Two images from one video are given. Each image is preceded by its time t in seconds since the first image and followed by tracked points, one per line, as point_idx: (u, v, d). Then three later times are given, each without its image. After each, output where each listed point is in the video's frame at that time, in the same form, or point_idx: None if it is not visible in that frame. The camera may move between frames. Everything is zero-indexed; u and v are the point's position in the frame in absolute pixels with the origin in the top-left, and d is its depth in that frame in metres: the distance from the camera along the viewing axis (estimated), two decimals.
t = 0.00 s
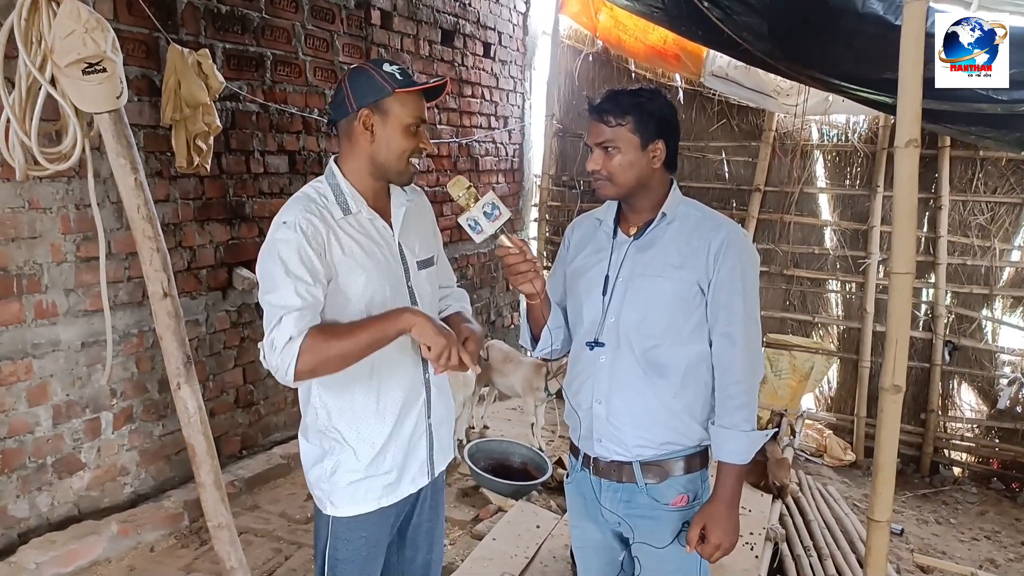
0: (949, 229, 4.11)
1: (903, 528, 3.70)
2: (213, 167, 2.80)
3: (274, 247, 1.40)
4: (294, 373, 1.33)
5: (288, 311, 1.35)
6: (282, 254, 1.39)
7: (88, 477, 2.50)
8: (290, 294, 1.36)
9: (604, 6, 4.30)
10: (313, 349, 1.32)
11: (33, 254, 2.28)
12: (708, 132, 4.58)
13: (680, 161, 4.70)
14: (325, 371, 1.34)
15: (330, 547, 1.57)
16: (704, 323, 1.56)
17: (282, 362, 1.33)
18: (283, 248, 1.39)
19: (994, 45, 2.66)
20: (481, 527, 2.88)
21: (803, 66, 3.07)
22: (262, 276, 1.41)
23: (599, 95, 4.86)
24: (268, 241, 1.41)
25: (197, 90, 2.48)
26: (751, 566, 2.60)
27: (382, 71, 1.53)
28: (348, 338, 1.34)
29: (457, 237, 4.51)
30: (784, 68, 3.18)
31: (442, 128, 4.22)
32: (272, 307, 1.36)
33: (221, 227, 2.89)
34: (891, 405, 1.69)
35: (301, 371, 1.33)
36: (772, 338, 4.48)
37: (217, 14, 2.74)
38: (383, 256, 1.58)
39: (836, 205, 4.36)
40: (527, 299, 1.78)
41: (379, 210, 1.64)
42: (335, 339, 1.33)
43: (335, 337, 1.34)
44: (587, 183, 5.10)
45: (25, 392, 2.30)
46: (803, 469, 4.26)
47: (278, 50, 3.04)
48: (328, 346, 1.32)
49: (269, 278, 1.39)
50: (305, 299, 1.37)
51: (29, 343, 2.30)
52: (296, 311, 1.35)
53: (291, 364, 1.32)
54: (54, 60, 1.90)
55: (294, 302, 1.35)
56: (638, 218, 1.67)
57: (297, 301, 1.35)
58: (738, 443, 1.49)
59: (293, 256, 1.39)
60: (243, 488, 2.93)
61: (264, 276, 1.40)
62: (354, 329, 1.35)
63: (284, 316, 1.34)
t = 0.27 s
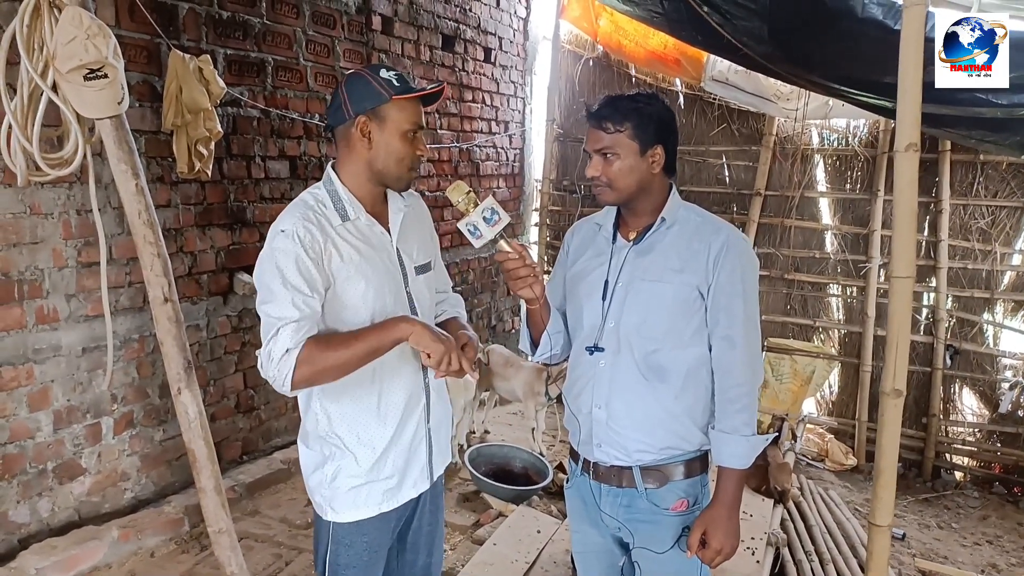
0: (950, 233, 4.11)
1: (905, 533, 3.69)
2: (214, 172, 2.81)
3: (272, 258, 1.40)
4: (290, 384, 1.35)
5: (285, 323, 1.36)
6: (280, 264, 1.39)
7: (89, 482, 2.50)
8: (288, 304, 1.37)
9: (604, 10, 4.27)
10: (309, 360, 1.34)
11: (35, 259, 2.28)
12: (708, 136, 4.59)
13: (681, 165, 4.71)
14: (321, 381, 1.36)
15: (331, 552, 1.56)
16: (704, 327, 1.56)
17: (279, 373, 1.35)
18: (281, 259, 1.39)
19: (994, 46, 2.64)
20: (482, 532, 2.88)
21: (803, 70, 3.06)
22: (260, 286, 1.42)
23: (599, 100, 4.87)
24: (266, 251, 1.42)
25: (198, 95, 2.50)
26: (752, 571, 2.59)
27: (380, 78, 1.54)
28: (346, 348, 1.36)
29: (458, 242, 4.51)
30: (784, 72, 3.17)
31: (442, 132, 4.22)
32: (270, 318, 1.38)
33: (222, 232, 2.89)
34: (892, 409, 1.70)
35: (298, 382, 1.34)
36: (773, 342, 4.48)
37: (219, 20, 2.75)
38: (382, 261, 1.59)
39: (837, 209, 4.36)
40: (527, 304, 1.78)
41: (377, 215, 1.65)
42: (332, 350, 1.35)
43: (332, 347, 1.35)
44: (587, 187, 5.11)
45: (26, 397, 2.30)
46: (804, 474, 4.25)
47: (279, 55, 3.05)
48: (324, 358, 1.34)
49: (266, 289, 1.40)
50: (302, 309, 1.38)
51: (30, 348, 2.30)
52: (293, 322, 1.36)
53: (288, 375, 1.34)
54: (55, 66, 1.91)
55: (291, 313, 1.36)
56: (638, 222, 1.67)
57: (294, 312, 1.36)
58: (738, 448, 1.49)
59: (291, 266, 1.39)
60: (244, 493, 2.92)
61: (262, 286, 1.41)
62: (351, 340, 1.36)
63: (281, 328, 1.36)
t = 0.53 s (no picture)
0: (952, 235, 4.11)
1: (908, 536, 3.68)
2: (215, 177, 2.82)
3: (276, 251, 1.40)
4: (280, 377, 1.31)
5: (278, 316, 1.33)
6: (282, 258, 1.39)
7: (91, 486, 2.50)
8: (286, 297, 1.35)
9: (605, 15, 4.30)
10: (297, 353, 1.29)
11: (37, 264, 2.29)
12: (709, 139, 4.60)
13: (681, 169, 4.71)
14: (311, 376, 1.30)
15: (335, 557, 1.56)
16: (704, 331, 1.56)
17: (270, 365, 1.31)
18: (284, 253, 1.39)
19: (994, 46, 2.72)
20: (483, 536, 2.87)
21: (802, 73, 3.07)
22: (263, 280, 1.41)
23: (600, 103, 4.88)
24: (271, 245, 1.42)
25: (200, 100, 2.49)
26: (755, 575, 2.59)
27: (360, 86, 1.52)
28: (332, 341, 1.29)
29: (459, 246, 4.51)
30: (784, 75, 3.17)
31: (443, 136, 4.23)
32: (266, 311, 1.35)
33: (224, 237, 2.90)
34: (893, 412, 1.70)
35: (288, 376, 1.30)
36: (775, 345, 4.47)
37: (220, 26, 2.76)
38: (383, 264, 1.59)
39: (838, 212, 4.35)
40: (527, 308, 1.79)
41: (377, 219, 1.65)
42: (318, 343, 1.29)
43: (319, 340, 1.29)
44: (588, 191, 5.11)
45: (28, 401, 2.30)
46: (807, 477, 4.23)
47: (280, 60, 3.06)
48: (312, 351, 1.28)
49: (266, 283, 1.39)
50: (300, 303, 1.35)
51: (33, 353, 2.31)
52: (288, 314, 1.33)
53: (277, 369, 1.30)
54: (58, 72, 1.92)
55: (287, 305, 1.34)
56: (638, 226, 1.68)
57: (291, 305, 1.34)
58: (739, 451, 1.49)
59: (292, 261, 1.39)
60: (246, 498, 2.92)
61: (264, 279, 1.41)
62: (338, 332, 1.30)
63: (274, 321, 1.33)
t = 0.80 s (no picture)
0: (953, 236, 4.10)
1: (909, 537, 3.67)
2: (217, 177, 2.82)
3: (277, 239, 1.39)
4: (270, 363, 1.29)
5: (273, 300, 1.33)
6: (283, 246, 1.38)
7: (92, 485, 2.50)
8: (283, 284, 1.35)
9: (606, 15, 4.29)
10: (289, 339, 1.28)
11: (38, 263, 2.30)
12: (710, 140, 4.60)
13: (683, 169, 4.71)
14: (302, 364, 1.29)
15: (334, 556, 1.57)
16: (704, 331, 1.56)
17: (261, 349, 1.30)
18: (286, 242, 1.39)
19: (994, 46, 2.71)
20: (484, 536, 2.87)
21: (804, 73, 3.06)
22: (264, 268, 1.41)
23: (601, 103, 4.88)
24: (273, 235, 1.41)
25: (202, 101, 2.49)
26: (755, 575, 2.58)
27: (350, 79, 1.56)
28: (328, 326, 1.28)
29: (460, 246, 4.52)
30: (785, 76, 3.16)
31: (445, 136, 4.24)
32: (262, 296, 1.34)
33: (225, 236, 2.90)
34: (894, 412, 1.70)
35: (277, 362, 1.28)
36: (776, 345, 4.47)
37: (222, 26, 2.77)
38: (384, 259, 1.59)
39: (840, 212, 4.35)
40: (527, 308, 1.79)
41: (379, 217, 1.65)
42: (313, 329, 1.28)
43: (314, 327, 1.28)
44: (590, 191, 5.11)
45: (30, 401, 2.31)
46: (808, 477, 4.23)
47: (282, 60, 3.06)
48: (305, 338, 1.28)
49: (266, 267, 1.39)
50: (296, 290, 1.35)
51: (34, 352, 2.31)
52: (284, 301, 1.32)
53: (268, 352, 1.29)
54: (59, 72, 1.92)
55: (282, 292, 1.34)
56: (638, 226, 1.68)
57: (288, 292, 1.34)
58: (739, 451, 1.49)
59: (292, 249, 1.39)
60: (247, 497, 2.93)
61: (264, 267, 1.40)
62: (335, 320, 1.29)
63: (269, 305, 1.32)
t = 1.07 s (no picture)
0: (957, 239, 4.09)
1: (914, 541, 3.65)
2: (220, 182, 2.83)
3: (276, 245, 1.41)
4: (268, 370, 1.29)
5: (270, 308, 1.33)
6: (281, 251, 1.39)
7: (95, 489, 2.50)
8: (281, 291, 1.35)
9: (608, 19, 4.27)
10: (286, 347, 1.27)
11: (41, 267, 2.30)
12: (712, 143, 4.60)
13: (685, 173, 4.71)
14: (299, 375, 1.29)
15: (336, 560, 1.56)
16: (707, 334, 1.56)
17: (258, 358, 1.31)
18: (284, 248, 1.40)
19: (994, 46, 2.71)
20: (486, 540, 2.87)
21: (805, 76, 3.06)
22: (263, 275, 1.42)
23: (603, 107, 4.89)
24: (272, 240, 1.43)
25: (203, 105, 2.50)
26: None
27: (372, 87, 1.56)
28: (328, 338, 1.28)
29: (462, 249, 4.52)
30: (786, 79, 3.16)
31: (447, 140, 4.24)
32: (260, 303, 1.35)
33: (227, 241, 2.91)
34: (898, 416, 1.69)
35: (273, 370, 1.29)
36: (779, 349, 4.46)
37: (224, 31, 2.78)
38: (385, 264, 1.59)
39: (842, 215, 4.34)
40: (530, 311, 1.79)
41: (381, 221, 1.66)
42: (313, 339, 1.28)
43: (314, 337, 1.28)
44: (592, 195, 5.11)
45: (33, 404, 2.31)
46: (812, 481, 4.21)
47: (284, 65, 3.07)
48: (304, 347, 1.27)
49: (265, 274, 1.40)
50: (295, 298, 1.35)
51: (37, 356, 2.32)
52: (282, 309, 1.33)
53: (265, 361, 1.29)
54: (62, 76, 1.93)
55: (280, 300, 1.34)
56: (641, 230, 1.68)
57: (286, 300, 1.34)
58: (742, 455, 1.49)
59: (290, 254, 1.40)
60: (249, 501, 2.92)
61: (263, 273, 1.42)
62: (336, 333, 1.29)
63: (266, 313, 1.33)
